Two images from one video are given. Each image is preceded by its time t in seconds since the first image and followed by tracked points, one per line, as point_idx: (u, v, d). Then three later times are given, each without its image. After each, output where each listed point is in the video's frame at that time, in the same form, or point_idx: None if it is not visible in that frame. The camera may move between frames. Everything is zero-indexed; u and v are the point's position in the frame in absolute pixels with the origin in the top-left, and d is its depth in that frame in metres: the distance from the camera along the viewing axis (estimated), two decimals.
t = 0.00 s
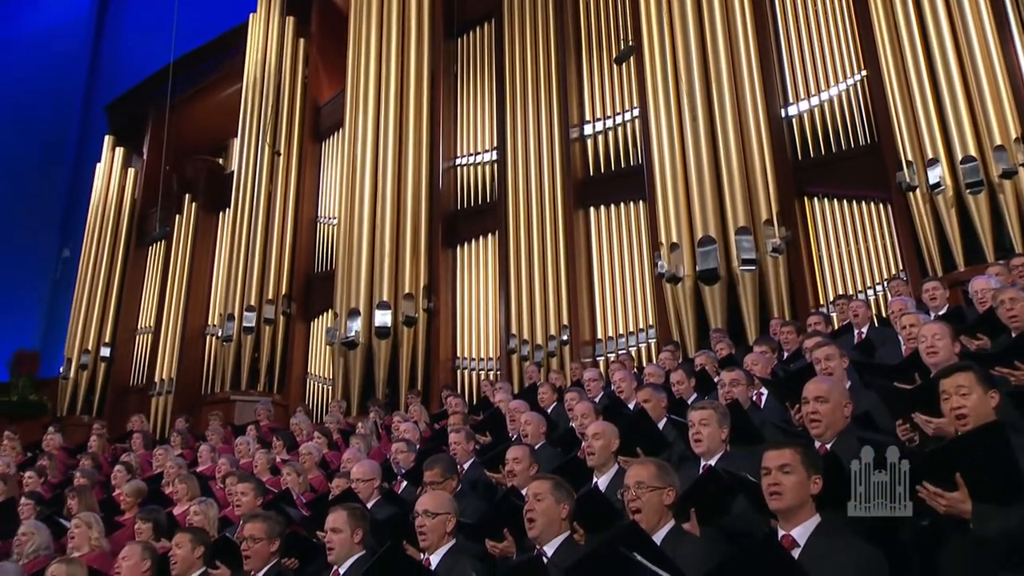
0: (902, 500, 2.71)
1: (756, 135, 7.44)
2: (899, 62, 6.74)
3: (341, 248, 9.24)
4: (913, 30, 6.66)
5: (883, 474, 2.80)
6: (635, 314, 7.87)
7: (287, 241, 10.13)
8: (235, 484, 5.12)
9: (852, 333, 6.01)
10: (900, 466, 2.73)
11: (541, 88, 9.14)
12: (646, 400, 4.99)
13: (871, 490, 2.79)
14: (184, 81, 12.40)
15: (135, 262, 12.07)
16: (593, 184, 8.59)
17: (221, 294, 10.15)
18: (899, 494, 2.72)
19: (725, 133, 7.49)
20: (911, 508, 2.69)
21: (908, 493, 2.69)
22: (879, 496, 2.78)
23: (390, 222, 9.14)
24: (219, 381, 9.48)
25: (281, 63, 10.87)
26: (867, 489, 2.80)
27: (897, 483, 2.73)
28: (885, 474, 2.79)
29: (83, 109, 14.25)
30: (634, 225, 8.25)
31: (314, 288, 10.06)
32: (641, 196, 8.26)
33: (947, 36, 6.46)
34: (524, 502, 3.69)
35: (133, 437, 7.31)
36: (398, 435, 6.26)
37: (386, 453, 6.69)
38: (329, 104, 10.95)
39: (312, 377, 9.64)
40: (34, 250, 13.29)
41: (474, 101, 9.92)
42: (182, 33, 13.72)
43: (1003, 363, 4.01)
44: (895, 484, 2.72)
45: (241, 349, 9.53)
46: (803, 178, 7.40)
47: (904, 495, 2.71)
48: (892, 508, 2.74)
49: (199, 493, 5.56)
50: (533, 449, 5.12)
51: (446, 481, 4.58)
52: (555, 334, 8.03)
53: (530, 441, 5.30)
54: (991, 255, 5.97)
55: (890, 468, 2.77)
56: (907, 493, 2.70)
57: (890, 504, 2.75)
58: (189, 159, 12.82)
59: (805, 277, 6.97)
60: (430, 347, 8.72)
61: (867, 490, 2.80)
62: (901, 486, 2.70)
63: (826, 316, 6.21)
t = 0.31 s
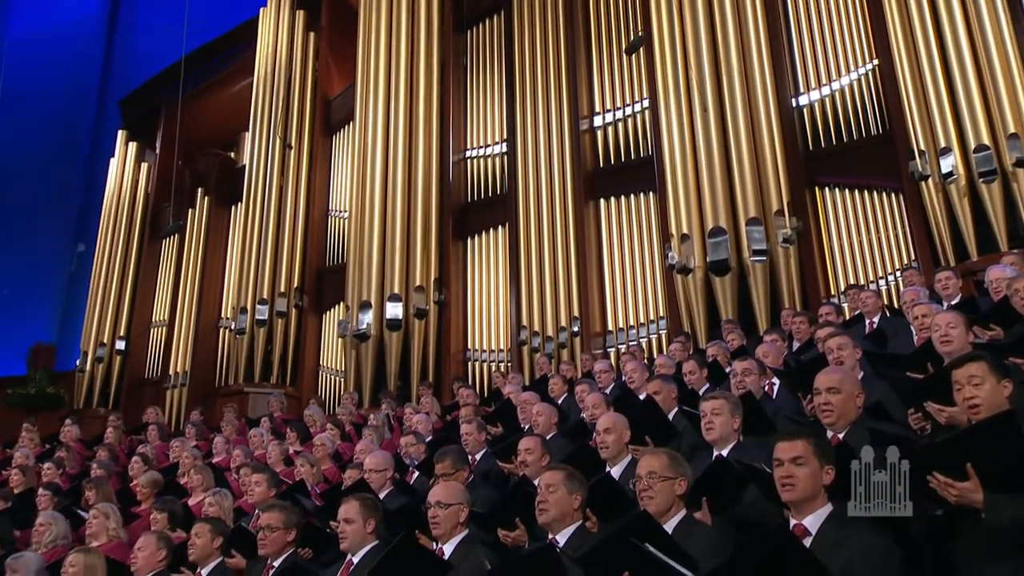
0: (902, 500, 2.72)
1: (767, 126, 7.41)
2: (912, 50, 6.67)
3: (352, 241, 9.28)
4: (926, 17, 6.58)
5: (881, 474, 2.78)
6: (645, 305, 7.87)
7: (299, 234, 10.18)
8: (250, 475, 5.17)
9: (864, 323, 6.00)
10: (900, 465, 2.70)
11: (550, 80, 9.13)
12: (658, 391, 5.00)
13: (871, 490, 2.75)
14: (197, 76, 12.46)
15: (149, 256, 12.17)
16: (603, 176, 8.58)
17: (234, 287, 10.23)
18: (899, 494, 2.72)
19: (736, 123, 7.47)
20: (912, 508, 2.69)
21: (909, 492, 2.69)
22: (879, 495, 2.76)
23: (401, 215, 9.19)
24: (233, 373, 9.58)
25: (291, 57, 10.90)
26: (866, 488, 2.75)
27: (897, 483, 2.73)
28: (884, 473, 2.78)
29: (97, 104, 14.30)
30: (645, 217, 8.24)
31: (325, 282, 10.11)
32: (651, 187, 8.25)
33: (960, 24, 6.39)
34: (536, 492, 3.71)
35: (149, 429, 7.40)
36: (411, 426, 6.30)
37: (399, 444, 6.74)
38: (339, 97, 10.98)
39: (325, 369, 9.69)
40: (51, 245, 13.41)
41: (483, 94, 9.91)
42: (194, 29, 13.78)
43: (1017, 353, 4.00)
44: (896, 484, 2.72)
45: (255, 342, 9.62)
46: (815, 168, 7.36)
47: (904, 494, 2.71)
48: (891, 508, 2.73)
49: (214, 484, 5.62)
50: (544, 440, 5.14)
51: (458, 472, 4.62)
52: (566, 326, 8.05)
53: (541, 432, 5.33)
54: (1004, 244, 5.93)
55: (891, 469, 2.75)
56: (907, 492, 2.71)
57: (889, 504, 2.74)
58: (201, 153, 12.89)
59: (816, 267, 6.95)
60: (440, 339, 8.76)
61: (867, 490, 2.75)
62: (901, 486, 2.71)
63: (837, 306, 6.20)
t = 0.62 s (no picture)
0: (902, 500, 2.64)
1: (776, 118, 7.39)
2: (922, 38, 6.61)
3: (362, 236, 9.33)
4: (937, 7, 6.52)
5: (882, 474, 2.72)
6: (654, 298, 7.89)
7: (309, 229, 10.23)
8: (262, 467, 5.21)
9: (874, 314, 5.99)
10: (899, 464, 2.69)
11: (558, 73, 9.13)
12: (669, 384, 4.99)
13: (871, 490, 2.68)
14: (206, 72, 12.51)
15: (161, 251, 12.27)
16: (611, 168, 8.58)
17: (245, 281, 10.30)
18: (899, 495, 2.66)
19: (745, 115, 7.45)
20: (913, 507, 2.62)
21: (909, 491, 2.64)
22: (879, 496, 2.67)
23: (410, 208, 9.23)
24: (245, 367, 9.65)
25: (300, 52, 10.93)
26: (866, 489, 2.68)
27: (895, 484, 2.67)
28: (884, 474, 2.71)
29: (108, 102, 14.38)
30: (653, 210, 8.24)
31: (335, 276, 10.17)
32: (660, 179, 8.25)
33: (972, 13, 6.33)
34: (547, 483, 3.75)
35: (162, 422, 7.46)
36: (421, 419, 6.33)
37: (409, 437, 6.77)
38: (348, 92, 11.01)
39: (335, 363, 9.77)
40: (64, 242, 13.52)
41: (492, 87, 9.92)
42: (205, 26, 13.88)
43: None
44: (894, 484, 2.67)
45: (266, 335, 9.69)
46: (824, 160, 7.34)
47: (904, 494, 2.65)
48: (891, 508, 2.64)
49: (226, 477, 5.66)
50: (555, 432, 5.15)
51: (469, 464, 4.65)
52: (575, 319, 8.08)
53: (551, 425, 5.35)
54: (1016, 235, 5.89)
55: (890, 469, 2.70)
56: (907, 492, 2.65)
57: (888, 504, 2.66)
58: (212, 149, 12.96)
59: (826, 260, 6.94)
60: (450, 332, 8.82)
61: (867, 490, 2.68)
62: (901, 486, 2.66)
63: (847, 298, 6.19)
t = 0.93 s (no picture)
0: (902, 499, 2.64)
1: (786, 110, 7.36)
2: (932, 27, 6.57)
3: (371, 230, 9.36)
4: None
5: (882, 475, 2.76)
6: (663, 291, 7.89)
7: (318, 222, 10.26)
8: (273, 460, 5.26)
9: (884, 306, 5.98)
10: (900, 465, 2.76)
11: (567, 66, 9.12)
12: (681, 376, 5.00)
13: (871, 491, 2.71)
14: (215, 67, 12.56)
15: (172, 246, 12.36)
16: (619, 161, 8.57)
17: (255, 275, 10.34)
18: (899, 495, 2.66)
19: (754, 107, 7.43)
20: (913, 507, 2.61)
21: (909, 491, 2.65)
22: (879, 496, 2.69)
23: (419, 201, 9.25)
24: (255, 361, 9.70)
25: (309, 46, 10.97)
26: (866, 491, 2.72)
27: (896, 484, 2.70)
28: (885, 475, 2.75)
29: (118, 97, 14.44)
30: (662, 202, 8.26)
31: (345, 270, 10.21)
32: (668, 172, 8.25)
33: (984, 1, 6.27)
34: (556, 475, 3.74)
35: (174, 415, 7.53)
36: (431, 412, 6.36)
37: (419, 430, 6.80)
38: (357, 86, 11.03)
39: (345, 356, 9.81)
40: (76, 237, 13.60)
41: (500, 80, 9.92)
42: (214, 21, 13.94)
43: None
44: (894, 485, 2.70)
45: (276, 329, 9.74)
46: (833, 152, 7.32)
47: (904, 495, 2.65)
48: (891, 508, 2.63)
49: (238, 469, 5.72)
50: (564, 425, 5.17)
51: (479, 456, 4.68)
52: (584, 312, 8.08)
53: (561, 418, 5.36)
54: None
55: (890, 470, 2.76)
56: (907, 492, 2.66)
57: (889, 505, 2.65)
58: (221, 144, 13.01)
59: (835, 252, 6.92)
60: (459, 325, 8.84)
61: (867, 491, 2.72)
62: (901, 486, 2.68)
63: (857, 290, 6.18)
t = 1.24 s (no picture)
0: (902, 499, 2.65)
1: (796, 102, 7.32)
2: (944, 17, 6.53)
3: (381, 223, 9.39)
4: None
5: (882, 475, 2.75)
6: (673, 283, 7.90)
7: (329, 217, 10.31)
8: (286, 452, 5.31)
9: (895, 298, 5.97)
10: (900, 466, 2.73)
11: (576, 58, 9.12)
12: (693, 367, 5.02)
13: (871, 491, 2.71)
14: (226, 63, 12.62)
15: (185, 241, 12.45)
16: (628, 154, 8.58)
17: (267, 270, 10.40)
18: (899, 494, 2.66)
19: (764, 99, 7.41)
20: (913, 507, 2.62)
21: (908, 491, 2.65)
22: (879, 496, 2.69)
23: (428, 195, 9.28)
24: (266, 355, 9.75)
25: (319, 41, 11.00)
26: (866, 490, 2.73)
27: (896, 483, 2.69)
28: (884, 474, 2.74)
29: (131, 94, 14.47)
30: (672, 195, 8.25)
31: (355, 263, 10.27)
32: (677, 165, 8.24)
33: None
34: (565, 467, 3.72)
35: (188, 409, 7.60)
36: (442, 405, 6.40)
37: (430, 422, 6.85)
38: (366, 81, 11.06)
39: (356, 350, 9.87)
40: (89, 232, 13.71)
41: (509, 73, 9.93)
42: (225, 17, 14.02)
43: None
44: (894, 484, 2.69)
45: (288, 323, 9.79)
46: (843, 144, 7.29)
47: (903, 495, 2.66)
48: (891, 508, 2.64)
49: (251, 462, 5.78)
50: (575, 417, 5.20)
51: (491, 448, 4.70)
52: (593, 305, 8.09)
53: (572, 410, 5.39)
54: None
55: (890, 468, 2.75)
56: (907, 492, 2.66)
57: (889, 504, 2.66)
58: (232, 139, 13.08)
59: (846, 245, 6.90)
60: (470, 317, 8.88)
61: (866, 491, 2.72)
62: (901, 486, 2.67)
63: (869, 282, 6.16)
